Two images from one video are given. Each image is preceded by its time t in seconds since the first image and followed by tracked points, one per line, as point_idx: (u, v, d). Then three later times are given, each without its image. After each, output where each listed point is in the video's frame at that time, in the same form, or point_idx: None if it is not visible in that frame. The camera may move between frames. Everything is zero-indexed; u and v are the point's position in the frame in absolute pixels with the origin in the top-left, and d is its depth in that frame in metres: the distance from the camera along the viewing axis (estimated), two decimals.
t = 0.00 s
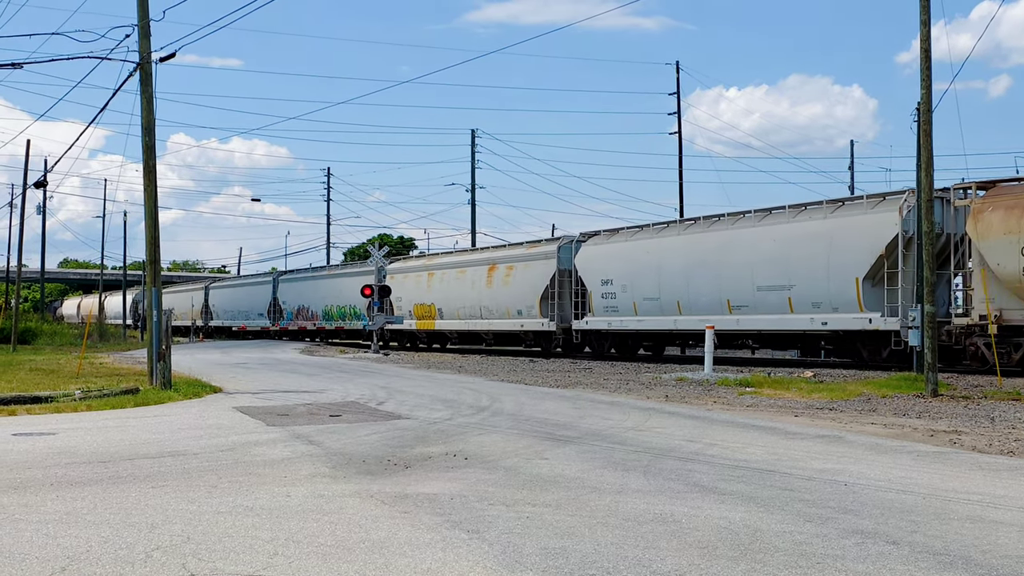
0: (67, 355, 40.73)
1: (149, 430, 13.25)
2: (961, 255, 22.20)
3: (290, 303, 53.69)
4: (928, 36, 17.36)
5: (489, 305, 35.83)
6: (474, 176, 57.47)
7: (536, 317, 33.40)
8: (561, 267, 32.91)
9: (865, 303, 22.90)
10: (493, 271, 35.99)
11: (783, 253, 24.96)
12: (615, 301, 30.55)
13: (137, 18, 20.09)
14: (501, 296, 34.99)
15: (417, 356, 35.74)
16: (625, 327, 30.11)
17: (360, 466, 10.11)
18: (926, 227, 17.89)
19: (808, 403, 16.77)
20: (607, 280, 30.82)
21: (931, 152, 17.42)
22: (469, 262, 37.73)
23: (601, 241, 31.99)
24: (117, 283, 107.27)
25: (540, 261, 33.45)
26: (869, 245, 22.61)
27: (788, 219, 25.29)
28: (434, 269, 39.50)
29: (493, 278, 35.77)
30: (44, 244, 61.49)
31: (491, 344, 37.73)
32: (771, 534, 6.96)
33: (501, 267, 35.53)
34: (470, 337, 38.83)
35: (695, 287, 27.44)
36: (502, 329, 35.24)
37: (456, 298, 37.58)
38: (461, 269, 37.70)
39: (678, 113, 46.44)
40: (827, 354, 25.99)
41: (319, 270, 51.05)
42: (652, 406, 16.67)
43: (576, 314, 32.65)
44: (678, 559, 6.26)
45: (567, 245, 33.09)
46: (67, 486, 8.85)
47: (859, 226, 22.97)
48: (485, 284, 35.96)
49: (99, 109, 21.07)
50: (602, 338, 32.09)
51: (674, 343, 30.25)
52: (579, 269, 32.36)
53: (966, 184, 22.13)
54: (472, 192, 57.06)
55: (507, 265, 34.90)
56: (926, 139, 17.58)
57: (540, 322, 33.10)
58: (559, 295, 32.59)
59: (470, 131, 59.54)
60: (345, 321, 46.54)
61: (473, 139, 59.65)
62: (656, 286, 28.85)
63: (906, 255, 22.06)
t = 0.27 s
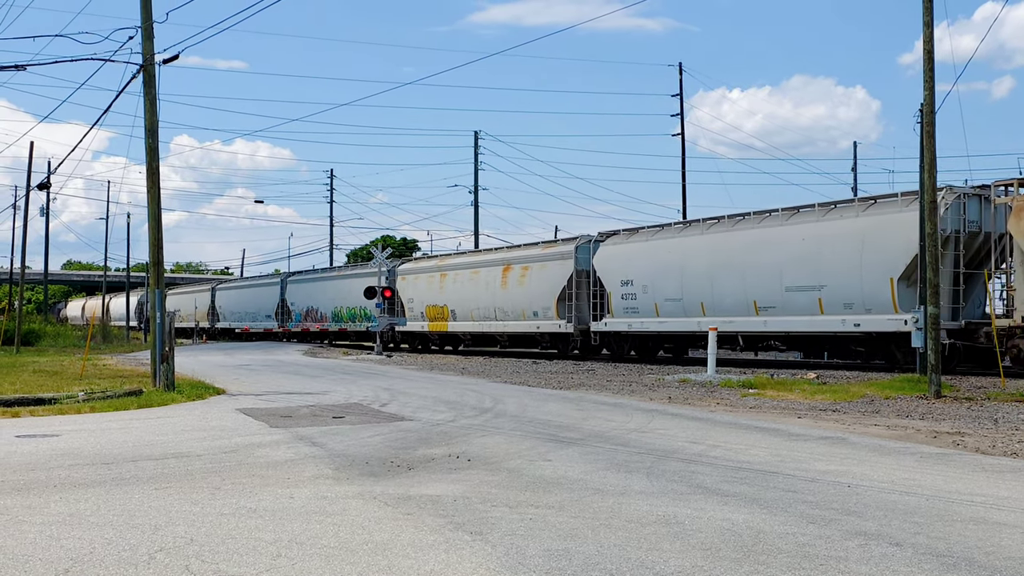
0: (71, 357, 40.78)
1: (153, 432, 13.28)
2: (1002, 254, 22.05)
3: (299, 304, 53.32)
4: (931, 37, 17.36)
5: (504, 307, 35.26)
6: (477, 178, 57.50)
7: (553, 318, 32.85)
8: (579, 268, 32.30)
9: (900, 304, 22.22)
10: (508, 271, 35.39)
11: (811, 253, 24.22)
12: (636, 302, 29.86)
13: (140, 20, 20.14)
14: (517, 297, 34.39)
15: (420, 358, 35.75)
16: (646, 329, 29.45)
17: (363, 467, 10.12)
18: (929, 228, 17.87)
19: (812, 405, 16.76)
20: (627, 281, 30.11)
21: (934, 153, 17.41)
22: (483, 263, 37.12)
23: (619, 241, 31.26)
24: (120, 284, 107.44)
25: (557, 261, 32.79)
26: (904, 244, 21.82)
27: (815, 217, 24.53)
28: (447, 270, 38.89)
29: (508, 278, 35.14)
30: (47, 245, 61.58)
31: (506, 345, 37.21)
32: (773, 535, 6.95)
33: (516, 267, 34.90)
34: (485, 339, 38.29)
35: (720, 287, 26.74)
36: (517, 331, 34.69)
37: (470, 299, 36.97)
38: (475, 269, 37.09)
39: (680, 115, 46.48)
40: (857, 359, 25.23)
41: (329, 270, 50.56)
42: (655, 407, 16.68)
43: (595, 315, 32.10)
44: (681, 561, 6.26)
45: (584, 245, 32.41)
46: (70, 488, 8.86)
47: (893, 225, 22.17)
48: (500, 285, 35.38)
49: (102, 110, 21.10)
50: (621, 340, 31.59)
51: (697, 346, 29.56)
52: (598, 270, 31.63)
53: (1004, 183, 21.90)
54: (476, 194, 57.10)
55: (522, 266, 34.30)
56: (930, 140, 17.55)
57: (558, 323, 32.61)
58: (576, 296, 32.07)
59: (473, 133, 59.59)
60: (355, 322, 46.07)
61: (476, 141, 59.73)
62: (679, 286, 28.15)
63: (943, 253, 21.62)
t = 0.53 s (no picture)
0: (73, 359, 40.79)
1: (155, 434, 13.28)
2: None
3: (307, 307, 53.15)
4: (932, 39, 17.36)
5: (518, 309, 34.89)
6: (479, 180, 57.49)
7: (568, 320, 32.45)
8: (596, 268, 31.74)
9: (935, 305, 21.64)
10: (522, 273, 35.02)
11: (841, 253, 23.64)
12: (656, 304, 29.24)
13: (142, 22, 20.16)
14: (531, 299, 34.05)
15: (421, 359, 35.75)
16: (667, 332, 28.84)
17: (365, 469, 10.12)
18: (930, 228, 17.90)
19: (814, 407, 16.76)
20: (647, 282, 29.47)
21: (936, 155, 17.40)
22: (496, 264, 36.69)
23: (639, 241, 30.59)
24: (122, 286, 107.62)
25: (573, 262, 32.31)
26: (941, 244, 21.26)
27: (844, 216, 23.95)
28: (459, 271, 38.55)
29: (523, 279, 34.81)
30: (49, 246, 61.60)
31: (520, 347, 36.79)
32: (776, 537, 6.95)
33: (530, 268, 34.53)
34: (498, 341, 37.81)
35: (746, 289, 26.17)
36: (532, 333, 34.31)
37: (483, 300, 36.65)
38: (488, 270, 36.73)
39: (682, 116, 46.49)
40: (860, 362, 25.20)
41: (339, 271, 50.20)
42: (657, 409, 16.69)
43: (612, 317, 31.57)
44: (683, 563, 6.26)
45: (601, 246, 31.85)
46: (72, 490, 8.86)
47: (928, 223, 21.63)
48: (515, 286, 34.98)
49: (105, 112, 21.13)
50: (640, 343, 30.89)
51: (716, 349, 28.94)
52: (617, 271, 30.99)
53: None
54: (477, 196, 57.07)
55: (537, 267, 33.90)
56: (931, 142, 17.58)
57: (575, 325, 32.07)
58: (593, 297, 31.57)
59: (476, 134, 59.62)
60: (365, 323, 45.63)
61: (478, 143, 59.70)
62: (701, 287, 27.56)
63: (982, 253, 20.90)
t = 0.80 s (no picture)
0: (75, 360, 40.80)
1: (157, 435, 13.30)
2: None
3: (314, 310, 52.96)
4: (935, 41, 17.36)
5: (533, 310, 34.45)
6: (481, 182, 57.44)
7: (586, 322, 31.86)
8: (613, 269, 31.03)
9: (973, 307, 21.13)
10: (537, 273, 34.58)
11: (873, 253, 23.06)
12: (676, 305, 28.61)
13: (145, 24, 20.19)
14: (547, 299, 33.60)
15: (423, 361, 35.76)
16: (688, 334, 28.24)
17: (367, 471, 10.13)
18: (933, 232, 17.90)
19: (816, 409, 16.76)
20: (668, 283, 28.84)
21: (938, 158, 17.38)
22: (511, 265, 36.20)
23: (657, 241, 29.96)
24: (124, 288, 107.81)
25: (590, 262, 31.70)
26: (979, 244, 20.75)
27: (876, 215, 23.36)
28: (471, 271, 38.17)
29: (538, 280, 34.36)
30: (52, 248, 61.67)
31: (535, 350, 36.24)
32: (778, 539, 6.95)
33: (546, 268, 34.08)
34: (511, 343, 37.43)
35: (773, 290, 25.59)
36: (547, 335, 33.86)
37: (497, 301, 36.25)
38: (501, 271, 36.33)
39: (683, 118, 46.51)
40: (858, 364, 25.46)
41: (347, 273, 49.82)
42: (659, 411, 16.70)
43: (631, 318, 30.84)
44: (686, 565, 6.26)
45: (618, 246, 31.16)
46: (74, 491, 8.88)
47: (965, 223, 21.09)
48: (530, 287, 34.52)
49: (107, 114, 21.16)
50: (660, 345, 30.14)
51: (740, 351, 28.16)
52: (635, 272, 30.35)
53: None
54: (479, 198, 57.03)
55: (553, 268, 33.43)
56: (934, 144, 17.52)
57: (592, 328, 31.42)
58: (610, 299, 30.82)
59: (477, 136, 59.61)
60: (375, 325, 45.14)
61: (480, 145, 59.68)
62: (725, 289, 26.98)
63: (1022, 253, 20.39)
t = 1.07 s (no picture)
0: (76, 360, 40.83)
1: (158, 436, 13.31)
2: None
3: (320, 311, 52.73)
4: (936, 42, 17.35)
5: (547, 309, 34.04)
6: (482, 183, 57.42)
7: (602, 322, 31.37)
8: (632, 268, 30.58)
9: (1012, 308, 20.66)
10: (551, 272, 34.19)
11: (908, 251, 22.64)
12: (698, 305, 28.15)
13: (146, 25, 20.20)
14: (561, 299, 33.19)
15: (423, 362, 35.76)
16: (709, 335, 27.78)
17: (367, 472, 10.13)
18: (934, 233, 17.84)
19: (817, 410, 16.77)
20: (689, 282, 28.42)
21: (938, 159, 17.43)
22: (524, 265, 35.81)
23: (678, 240, 29.65)
24: (125, 288, 107.94)
25: (607, 261, 31.26)
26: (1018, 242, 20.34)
27: (911, 212, 22.99)
28: (483, 271, 37.83)
29: (552, 280, 33.97)
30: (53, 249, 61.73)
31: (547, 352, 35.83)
32: (779, 540, 6.95)
33: (560, 268, 33.69)
34: (524, 344, 37.12)
35: (800, 289, 25.16)
36: (562, 336, 33.45)
37: (509, 301, 35.88)
38: (515, 270, 36.00)
39: (684, 118, 46.50)
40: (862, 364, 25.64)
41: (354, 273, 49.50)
42: (660, 412, 16.71)
43: (649, 319, 30.36)
44: (687, 566, 6.26)
45: (636, 244, 30.76)
46: (75, 492, 8.89)
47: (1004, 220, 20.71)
48: (544, 287, 34.14)
49: (108, 115, 21.17)
50: (679, 346, 29.65)
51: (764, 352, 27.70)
52: (654, 272, 29.97)
53: None
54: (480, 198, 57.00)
55: (568, 267, 33.04)
56: (935, 145, 17.52)
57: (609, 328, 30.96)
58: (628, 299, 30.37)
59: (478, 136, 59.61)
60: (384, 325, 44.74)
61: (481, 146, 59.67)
62: (750, 288, 26.57)
63: None
